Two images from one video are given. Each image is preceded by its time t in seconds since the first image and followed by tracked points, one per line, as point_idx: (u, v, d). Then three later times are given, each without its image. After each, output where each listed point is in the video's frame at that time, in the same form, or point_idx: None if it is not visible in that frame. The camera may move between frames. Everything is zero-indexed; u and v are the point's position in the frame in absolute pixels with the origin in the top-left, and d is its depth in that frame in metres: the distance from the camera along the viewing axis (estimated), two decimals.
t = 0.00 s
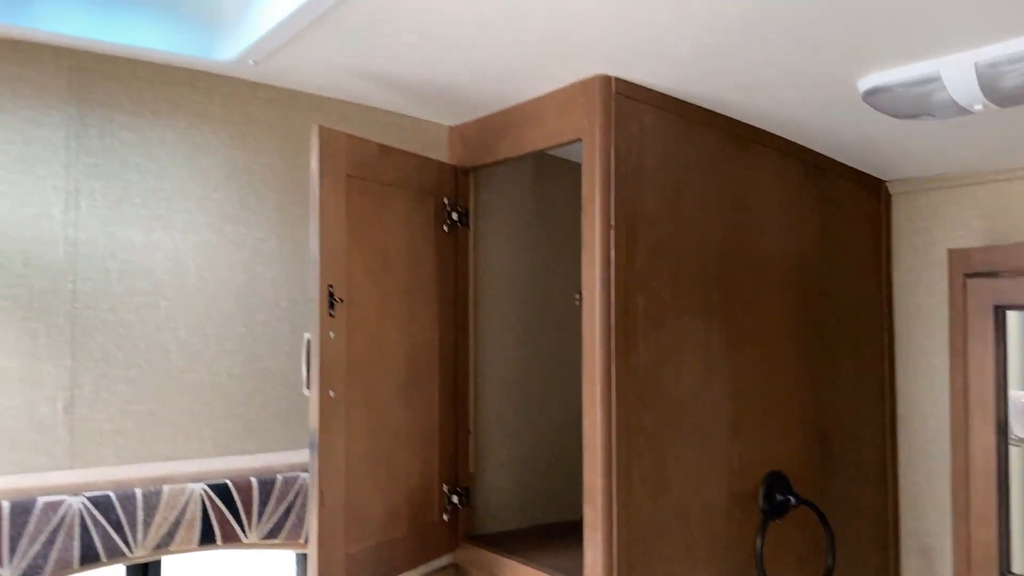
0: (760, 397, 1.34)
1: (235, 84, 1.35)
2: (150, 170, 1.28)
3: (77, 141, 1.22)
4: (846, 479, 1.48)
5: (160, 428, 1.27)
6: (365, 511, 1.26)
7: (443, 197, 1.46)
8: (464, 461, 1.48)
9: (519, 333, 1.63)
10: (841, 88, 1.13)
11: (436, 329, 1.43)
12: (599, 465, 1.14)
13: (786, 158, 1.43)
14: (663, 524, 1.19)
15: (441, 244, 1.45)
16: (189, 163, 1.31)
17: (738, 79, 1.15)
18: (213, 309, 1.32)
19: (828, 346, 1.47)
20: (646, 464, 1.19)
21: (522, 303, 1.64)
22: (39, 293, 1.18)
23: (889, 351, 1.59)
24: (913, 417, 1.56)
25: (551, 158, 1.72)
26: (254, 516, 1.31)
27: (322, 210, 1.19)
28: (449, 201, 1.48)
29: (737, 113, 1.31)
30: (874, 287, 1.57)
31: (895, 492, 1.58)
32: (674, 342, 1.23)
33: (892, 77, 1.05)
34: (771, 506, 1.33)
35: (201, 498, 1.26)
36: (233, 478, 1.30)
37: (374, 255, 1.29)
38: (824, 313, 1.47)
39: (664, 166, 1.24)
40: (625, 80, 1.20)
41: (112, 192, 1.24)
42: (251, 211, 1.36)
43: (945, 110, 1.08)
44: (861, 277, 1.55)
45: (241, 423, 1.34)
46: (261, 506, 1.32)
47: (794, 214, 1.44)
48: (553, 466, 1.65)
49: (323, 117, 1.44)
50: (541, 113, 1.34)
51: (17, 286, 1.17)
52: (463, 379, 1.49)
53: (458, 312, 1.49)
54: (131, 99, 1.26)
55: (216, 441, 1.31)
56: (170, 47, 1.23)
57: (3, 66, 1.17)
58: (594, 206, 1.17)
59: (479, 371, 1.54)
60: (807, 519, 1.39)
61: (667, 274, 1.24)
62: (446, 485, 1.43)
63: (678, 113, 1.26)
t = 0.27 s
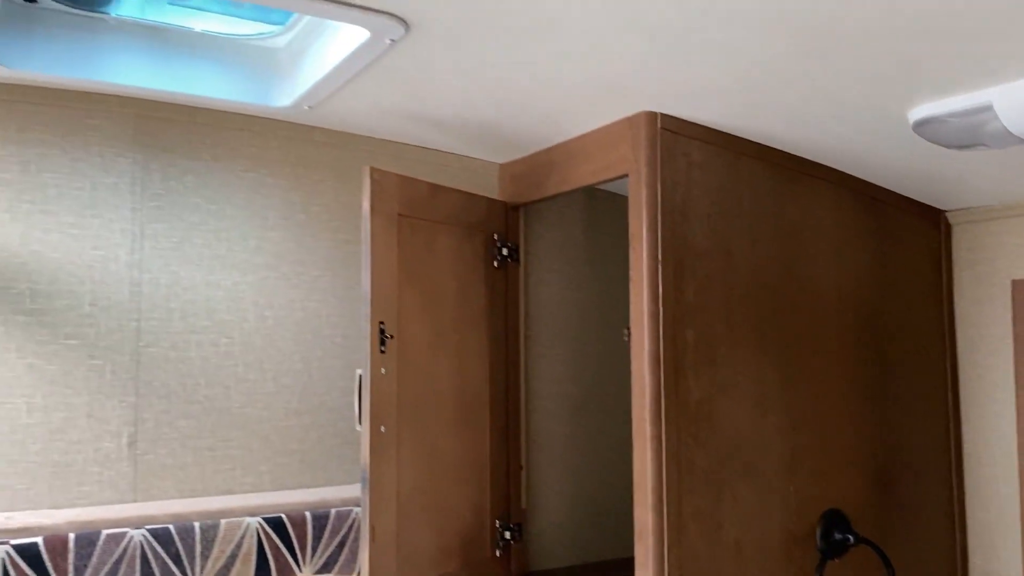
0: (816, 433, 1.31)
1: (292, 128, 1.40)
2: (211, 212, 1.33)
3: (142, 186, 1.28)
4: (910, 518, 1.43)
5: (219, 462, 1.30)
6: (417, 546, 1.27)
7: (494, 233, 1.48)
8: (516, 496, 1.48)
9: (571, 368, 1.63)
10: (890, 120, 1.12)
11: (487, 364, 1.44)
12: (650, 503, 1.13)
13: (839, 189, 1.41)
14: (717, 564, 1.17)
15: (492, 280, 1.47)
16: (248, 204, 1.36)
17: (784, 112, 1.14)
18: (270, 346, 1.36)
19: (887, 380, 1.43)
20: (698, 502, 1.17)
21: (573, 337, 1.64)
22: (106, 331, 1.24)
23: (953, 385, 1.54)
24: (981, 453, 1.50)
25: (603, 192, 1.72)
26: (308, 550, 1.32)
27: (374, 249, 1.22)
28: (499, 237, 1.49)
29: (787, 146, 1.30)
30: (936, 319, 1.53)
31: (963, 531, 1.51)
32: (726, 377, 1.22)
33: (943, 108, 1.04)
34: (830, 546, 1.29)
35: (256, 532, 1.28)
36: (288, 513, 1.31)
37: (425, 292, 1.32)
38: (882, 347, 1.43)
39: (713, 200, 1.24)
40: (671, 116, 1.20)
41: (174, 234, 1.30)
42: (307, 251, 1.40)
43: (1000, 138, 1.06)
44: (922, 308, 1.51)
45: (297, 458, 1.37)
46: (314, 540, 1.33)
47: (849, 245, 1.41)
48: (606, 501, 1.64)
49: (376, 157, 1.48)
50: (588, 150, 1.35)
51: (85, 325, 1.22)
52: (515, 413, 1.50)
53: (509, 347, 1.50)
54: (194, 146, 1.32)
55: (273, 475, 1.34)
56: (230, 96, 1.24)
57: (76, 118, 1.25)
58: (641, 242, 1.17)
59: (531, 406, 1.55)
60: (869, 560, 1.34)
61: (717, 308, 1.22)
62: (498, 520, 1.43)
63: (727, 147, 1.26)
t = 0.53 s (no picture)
0: (873, 459, 1.28)
1: (346, 160, 1.44)
2: (268, 243, 1.38)
3: (203, 220, 1.33)
4: (968, 545, 1.40)
5: (277, 487, 1.34)
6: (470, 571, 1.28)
7: (544, 259, 1.49)
8: (569, 522, 1.48)
9: (623, 392, 1.62)
10: (943, 140, 1.10)
11: (538, 390, 1.44)
12: (702, 532, 1.11)
13: (892, 210, 1.38)
14: None
15: (542, 305, 1.48)
16: (304, 235, 1.40)
17: (833, 134, 1.13)
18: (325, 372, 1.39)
19: (944, 404, 1.40)
20: (751, 531, 1.14)
21: (625, 361, 1.64)
22: (170, 360, 1.29)
23: (1010, 408, 1.50)
24: None
25: (653, 216, 1.72)
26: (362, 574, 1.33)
27: (425, 277, 1.24)
28: (549, 264, 1.50)
29: (839, 168, 1.28)
30: (992, 341, 1.50)
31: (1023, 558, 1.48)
32: (779, 403, 1.20)
33: (998, 125, 1.02)
34: None
35: (312, 556, 1.29)
36: (343, 537, 1.32)
37: (475, 318, 1.33)
38: (939, 370, 1.40)
39: (763, 224, 1.23)
40: (718, 140, 1.20)
41: (233, 265, 1.35)
42: (360, 279, 1.44)
43: None
44: (976, 330, 1.48)
45: (352, 482, 1.39)
46: (368, 564, 1.33)
47: (903, 267, 1.38)
48: (658, 527, 1.63)
49: (426, 186, 1.51)
50: (636, 175, 1.35)
51: (149, 354, 1.28)
52: (567, 439, 1.50)
53: (560, 372, 1.50)
54: (252, 179, 1.37)
55: (328, 500, 1.37)
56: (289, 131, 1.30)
57: (142, 156, 1.31)
58: (690, 267, 1.16)
59: (584, 431, 1.54)
60: None
61: (769, 333, 1.21)
62: (551, 546, 1.43)
63: (775, 170, 1.25)
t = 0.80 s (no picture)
0: (932, 477, 1.25)
1: (395, 181, 1.47)
2: (321, 265, 1.41)
3: (258, 243, 1.37)
4: None
5: (331, 504, 1.36)
6: None
7: (592, 276, 1.50)
8: (620, 541, 1.47)
9: (675, 409, 1.61)
10: (1000, 149, 1.07)
11: (586, 407, 1.44)
12: (754, 553, 1.09)
13: (948, 223, 1.35)
14: None
15: (591, 322, 1.48)
16: (355, 256, 1.43)
17: (883, 145, 1.11)
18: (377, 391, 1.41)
19: (1004, 421, 1.36)
20: (806, 552, 1.12)
21: (676, 378, 1.62)
22: (226, 379, 1.33)
23: None
24: None
25: (703, 231, 1.70)
26: None
27: (471, 295, 1.25)
28: (598, 280, 1.50)
29: (892, 181, 1.26)
30: None
31: None
32: (833, 421, 1.17)
33: None
34: None
35: (364, 572, 1.31)
36: (394, 554, 1.34)
37: (523, 336, 1.34)
38: (996, 387, 1.36)
39: (813, 238, 1.21)
40: (765, 155, 1.19)
41: (287, 286, 1.38)
42: (410, 298, 1.46)
43: None
44: None
45: (403, 500, 1.41)
46: None
47: (961, 280, 1.35)
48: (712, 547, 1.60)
49: (473, 206, 1.52)
50: (683, 191, 1.35)
51: (207, 374, 1.32)
52: (617, 457, 1.49)
53: (610, 389, 1.50)
54: (305, 203, 1.41)
55: (381, 518, 1.39)
56: (340, 155, 1.33)
57: (200, 182, 1.35)
58: (738, 284, 1.15)
59: (634, 448, 1.54)
60: None
61: (822, 350, 1.18)
62: (602, 565, 1.43)
63: (826, 183, 1.23)
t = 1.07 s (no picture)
0: (989, 490, 1.22)
1: (443, 197, 1.49)
2: (371, 279, 1.44)
3: (311, 258, 1.41)
4: None
5: (384, 515, 1.38)
6: None
7: (639, 287, 1.50)
8: (671, 553, 1.47)
9: (726, 421, 1.59)
10: None
11: (633, 419, 1.43)
12: (806, 568, 1.07)
13: (1002, 229, 1.32)
14: None
15: (639, 333, 1.48)
16: (404, 270, 1.46)
17: (935, 152, 1.09)
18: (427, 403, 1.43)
19: None
20: (860, 567, 1.10)
21: (727, 390, 1.60)
22: (281, 392, 1.36)
23: None
24: None
25: (751, 240, 1.69)
26: None
27: (516, 307, 1.25)
28: (645, 290, 1.51)
29: (945, 187, 1.23)
30: None
31: None
32: (886, 433, 1.15)
33: None
34: None
35: None
36: (445, 564, 1.33)
37: (569, 348, 1.34)
38: None
39: (863, 247, 1.19)
40: (813, 163, 1.17)
41: (339, 300, 1.42)
42: (458, 311, 1.48)
43: None
44: None
45: (454, 511, 1.42)
46: None
47: (1016, 288, 1.32)
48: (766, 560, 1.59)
49: (520, 218, 1.54)
50: (729, 201, 1.34)
51: (262, 388, 1.36)
52: (667, 469, 1.49)
53: (659, 401, 1.49)
54: (355, 219, 1.44)
55: (432, 528, 1.41)
56: (388, 172, 1.35)
57: (255, 201, 1.40)
58: (786, 294, 1.13)
59: (683, 460, 1.53)
60: None
61: (874, 361, 1.16)
62: None
63: (876, 190, 1.21)
